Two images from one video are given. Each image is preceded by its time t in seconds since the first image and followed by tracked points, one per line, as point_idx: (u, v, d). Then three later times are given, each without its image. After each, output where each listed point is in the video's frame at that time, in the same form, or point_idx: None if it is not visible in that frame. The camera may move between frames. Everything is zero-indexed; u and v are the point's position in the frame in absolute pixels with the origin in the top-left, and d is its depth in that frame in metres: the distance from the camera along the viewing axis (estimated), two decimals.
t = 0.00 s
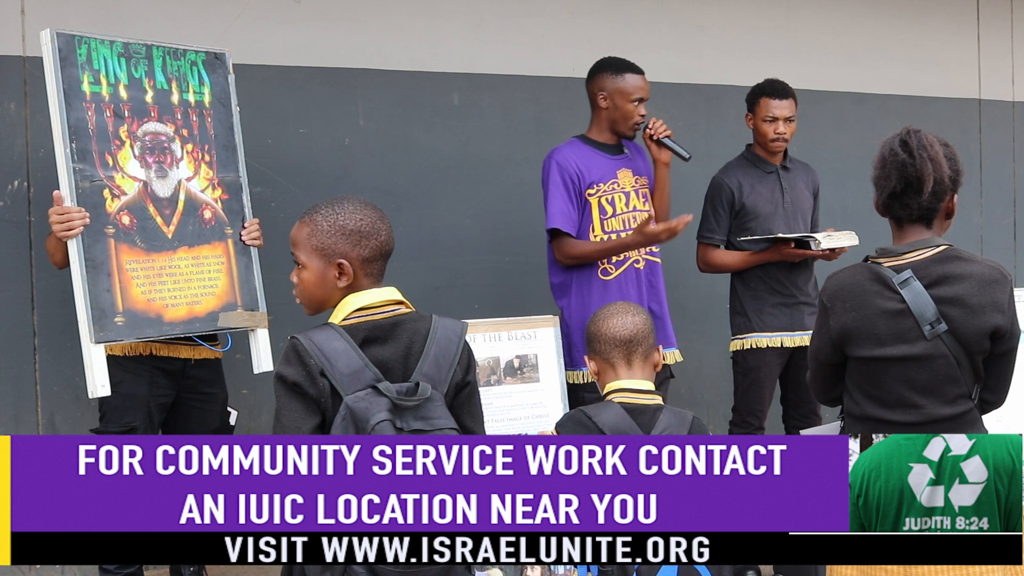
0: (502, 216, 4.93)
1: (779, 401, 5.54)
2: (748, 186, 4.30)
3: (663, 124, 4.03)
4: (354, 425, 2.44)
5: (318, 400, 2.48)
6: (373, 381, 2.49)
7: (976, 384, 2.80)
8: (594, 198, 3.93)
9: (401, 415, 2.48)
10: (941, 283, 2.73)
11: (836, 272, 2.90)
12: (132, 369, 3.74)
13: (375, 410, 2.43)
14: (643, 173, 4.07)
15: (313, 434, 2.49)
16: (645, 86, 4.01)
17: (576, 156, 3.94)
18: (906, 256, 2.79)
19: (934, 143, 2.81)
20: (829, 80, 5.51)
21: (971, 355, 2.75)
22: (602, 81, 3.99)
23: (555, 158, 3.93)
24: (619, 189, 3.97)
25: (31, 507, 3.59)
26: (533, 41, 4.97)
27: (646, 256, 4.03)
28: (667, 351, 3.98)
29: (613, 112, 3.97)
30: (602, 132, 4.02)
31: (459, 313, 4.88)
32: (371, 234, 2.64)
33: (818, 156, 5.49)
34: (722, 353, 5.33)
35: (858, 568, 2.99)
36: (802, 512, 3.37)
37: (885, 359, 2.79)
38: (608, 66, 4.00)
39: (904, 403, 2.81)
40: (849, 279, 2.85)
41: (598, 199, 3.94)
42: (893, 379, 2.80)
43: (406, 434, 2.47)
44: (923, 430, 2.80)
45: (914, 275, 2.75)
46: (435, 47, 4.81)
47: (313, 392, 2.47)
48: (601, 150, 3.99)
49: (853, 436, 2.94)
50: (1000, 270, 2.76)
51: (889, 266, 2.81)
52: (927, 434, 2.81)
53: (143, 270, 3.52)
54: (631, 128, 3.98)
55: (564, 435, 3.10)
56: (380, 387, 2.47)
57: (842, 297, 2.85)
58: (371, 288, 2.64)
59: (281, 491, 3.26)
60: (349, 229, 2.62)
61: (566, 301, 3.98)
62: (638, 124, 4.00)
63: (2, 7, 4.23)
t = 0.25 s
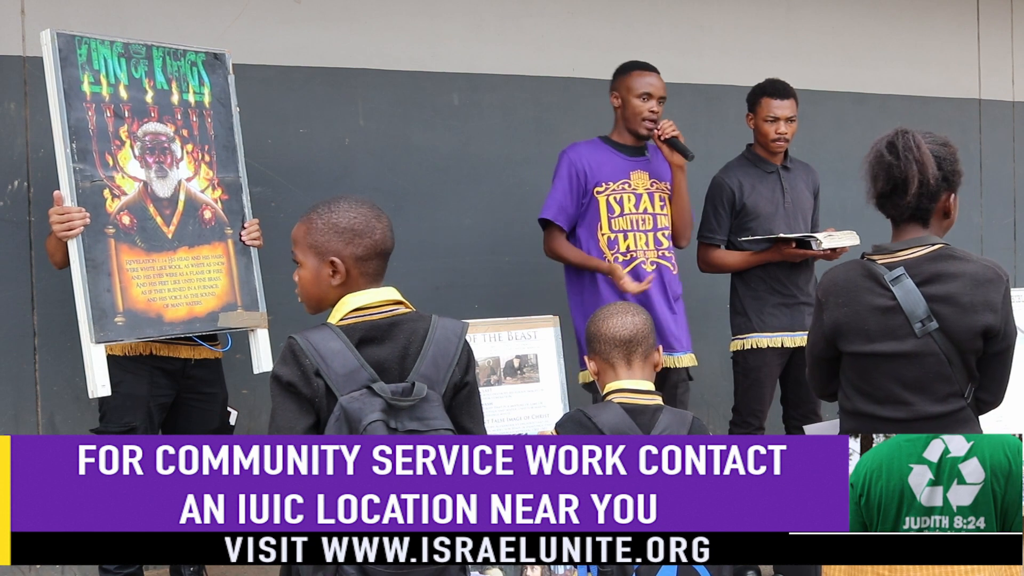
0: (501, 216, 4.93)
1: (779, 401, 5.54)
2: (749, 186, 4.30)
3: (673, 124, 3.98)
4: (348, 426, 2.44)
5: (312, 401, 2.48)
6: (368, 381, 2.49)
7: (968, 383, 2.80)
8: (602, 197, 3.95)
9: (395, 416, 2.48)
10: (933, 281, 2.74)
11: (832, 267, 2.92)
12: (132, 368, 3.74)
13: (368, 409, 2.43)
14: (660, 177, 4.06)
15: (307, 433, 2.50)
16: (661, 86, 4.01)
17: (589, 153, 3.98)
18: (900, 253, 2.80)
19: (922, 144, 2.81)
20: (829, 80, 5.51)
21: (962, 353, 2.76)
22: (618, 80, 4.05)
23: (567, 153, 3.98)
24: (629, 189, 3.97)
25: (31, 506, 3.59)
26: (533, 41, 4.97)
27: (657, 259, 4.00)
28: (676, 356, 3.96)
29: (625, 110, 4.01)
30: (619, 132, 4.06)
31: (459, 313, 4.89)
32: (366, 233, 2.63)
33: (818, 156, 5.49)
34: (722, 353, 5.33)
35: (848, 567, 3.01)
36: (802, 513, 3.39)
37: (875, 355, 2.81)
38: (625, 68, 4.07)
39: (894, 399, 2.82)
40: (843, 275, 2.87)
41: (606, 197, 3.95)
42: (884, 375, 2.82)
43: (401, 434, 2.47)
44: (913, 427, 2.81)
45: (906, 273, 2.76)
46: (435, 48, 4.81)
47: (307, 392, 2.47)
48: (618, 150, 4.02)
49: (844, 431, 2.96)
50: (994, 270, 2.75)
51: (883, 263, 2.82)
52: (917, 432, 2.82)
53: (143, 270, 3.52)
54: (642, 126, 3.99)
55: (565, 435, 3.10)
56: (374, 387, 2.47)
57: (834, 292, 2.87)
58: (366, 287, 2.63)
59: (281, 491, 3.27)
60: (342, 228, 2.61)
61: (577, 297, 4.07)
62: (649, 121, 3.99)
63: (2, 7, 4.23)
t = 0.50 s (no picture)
0: (501, 216, 4.93)
1: (779, 401, 5.54)
2: (749, 186, 4.31)
3: (678, 123, 3.90)
4: (341, 424, 2.44)
5: (303, 402, 2.52)
6: (359, 380, 2.50)
7: (967, 384, 2.79)
8: (611, 191, 3.96)
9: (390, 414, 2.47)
10: (928, 282, 2.75)
11: (832, 267, 2.96)
12: (132, 368, 3.74)
13: (361, 408, 2.43)
14: (673, 176, 4.04)
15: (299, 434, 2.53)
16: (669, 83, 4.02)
17: (600, 150, 4.02)
18: (898, 254, 2.82)
19: (920, 145, 2.81)
20: (829, 79, 5.51)
21: (959, 355, 2.76)
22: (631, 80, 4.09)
23: (579, 148, 4.04)
24: (639, 185, 3.98)
25: (31, 506, 3.60)
26: (533, 41, 4.97)
27: (663, 256, 3.99)
28: (683, 356, 3.94)
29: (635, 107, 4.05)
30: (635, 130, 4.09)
31: (459, 313, 4.88)
32: (340, 240, 2.59)
33: (818, 156, 5.49)
34: (722, 353, 5.33)
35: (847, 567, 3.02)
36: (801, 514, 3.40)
37: (871, 354, 2.84)
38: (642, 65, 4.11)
39: (890, 399, 2.84)
40: (841, 274, 2.91)
41: (615, 192, 3.96)
42: (879, 375, 2.85)
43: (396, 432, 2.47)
44: (909, 427, 2.83)
45: (902, 273, 2.78)
46: (435, 48, 4.81)
47: (298, 393, 2.51)
48: (630, 147, 4.04)
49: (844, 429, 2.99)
50: (992, 271, 2.75)
51: (881, 262, 2.84)
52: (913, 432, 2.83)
53: (144, 270, 3.52)
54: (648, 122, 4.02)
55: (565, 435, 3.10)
56: (368, 386, 2.47)
57: (833, 291, 2.92)
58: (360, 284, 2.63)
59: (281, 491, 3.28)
60: (321, 233, 2.60)
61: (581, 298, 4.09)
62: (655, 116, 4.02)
63: (2, 7, 4.23)
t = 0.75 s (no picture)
0: (501, 216, 4.92)
1: (779, 401, 5.54)
2: (749, 186, 4.31)
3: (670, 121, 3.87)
4: (324, 423, 2.47)
5: (290, 399, 2.57)
6: (348, 379, 2.52)
7: (972, 386, 2.79)
8: (609, 189, 4.01)
9: (373, 412, 2.48)
10: (931, 286, 2.75)
11: (835, 269, 2.96)
12: (132, 369, 3.74)
13: (341, 406, 2.45)
14: (672, 176, 4.03)
15: (285, 430, 2.58)
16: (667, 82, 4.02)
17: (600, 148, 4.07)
18: (902, 255, 2.81)
19: (922, 147, 2.81)
20: (829, 79, 5.51)
21: (963, 357, 2.75)
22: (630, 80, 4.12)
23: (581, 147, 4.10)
24: (636, 183, 4.01)
25: (31, 506, 3.60)
26: (533, 41, 4.97)
27: (660, 255, 3.98)
28: (682, 356, 3.93)
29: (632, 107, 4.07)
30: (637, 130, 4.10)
31: (458, 313, 4.88)
32: (323, 240, 2.63)
33: (818, 156, 5.49)
34: (722, 353, 5.33)
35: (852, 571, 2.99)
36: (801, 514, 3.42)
37: (874, 357, 2.84)
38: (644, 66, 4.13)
39: (894, 401, 2.84)
40: (844, 277, 2.91)
41: (612, 190, 4.00)
42: (883, 377, 2.84)
43: (379, 431, 2.48)
44: (913, 430, 2.83)
45: (905, 276, 2.77)
46: (435, 48, 4.81)
47: (285, 391, 2.56)
48: (631, 146, 4.07)
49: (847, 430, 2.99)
50: (998, 272, 2.73)
51: (885, 264, 2.84)
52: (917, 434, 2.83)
53: (144, 270, 3.52)
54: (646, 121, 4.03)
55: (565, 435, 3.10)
56: (352, 385, 2.49)
57: (836, 294, 2.92)
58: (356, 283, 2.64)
59: (281, 492, 3.29)
60: (314, 231, 2.66)
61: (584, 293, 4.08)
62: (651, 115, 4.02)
63: (2, 7, 4.23)
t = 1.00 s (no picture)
0: (501, 216, 4.92)
1: (779, 401, 5.53)
2: (749, 186, 4.32)
3: (663, 123, 3.89)
4: (323, 420, 2.47)
5: (294, 395, 2.60)
6: (350, 377, 2.52)
7: (983, 387, 2.77)
8: (611, 193, 4.00)
9: (370, 412, 2.46)
10: (943, 287, 2.73)
11: (840, 273, 2.94)
12: (133, 369, 3.73)
13: (338, 404, 2.45)
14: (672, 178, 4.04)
15: (288, 427, 2.62)
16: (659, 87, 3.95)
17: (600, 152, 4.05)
18: (911, 257, 2.80)
19: (928, 147, 2.81)
20: (829, 79, 5.51)
21: (974, 358, 2.73)
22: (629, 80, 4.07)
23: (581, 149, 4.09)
24: (638, 186, 4.01)
25: (31, 506, 3.61)
26: (533, 41, 4.96)
27: (663, 258, 3.98)
28: (688, 358, 3.94)
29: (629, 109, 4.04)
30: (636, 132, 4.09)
31: (458, 313, 4.88)
32: (355, 226, 2.68)
33: (818, 156, 5.49)
34: (722, 352, 5.33)
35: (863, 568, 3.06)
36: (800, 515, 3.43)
37: (886, 360, 2.82)
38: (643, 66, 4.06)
39: (906, 404, 2.82)
40: (854, 278, 2.89)
41: (615, 194, 4.00)
42: (894, 380, 2.82)
43: (376, 430, 2.45)
44: (925, 432, 2.80)
45: (917, 278, 2.76)
46: (435, 48, 4.81)
47: (289, 385, 2.60)
48: (631, 149, 4.06)
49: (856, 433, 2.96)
50: (1007, 273, 2.72)
51: (895, 267, 2.82)
52: (928, 436, 2.81)
53: (145, 270, 3.52)
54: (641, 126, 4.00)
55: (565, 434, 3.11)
56: (351, 384, 2.48)
57: (846, 297, 2.89)
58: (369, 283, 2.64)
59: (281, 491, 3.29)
60: (349, 217, 2.71)
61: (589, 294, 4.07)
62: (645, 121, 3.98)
63: (2, 7, 4.23)
